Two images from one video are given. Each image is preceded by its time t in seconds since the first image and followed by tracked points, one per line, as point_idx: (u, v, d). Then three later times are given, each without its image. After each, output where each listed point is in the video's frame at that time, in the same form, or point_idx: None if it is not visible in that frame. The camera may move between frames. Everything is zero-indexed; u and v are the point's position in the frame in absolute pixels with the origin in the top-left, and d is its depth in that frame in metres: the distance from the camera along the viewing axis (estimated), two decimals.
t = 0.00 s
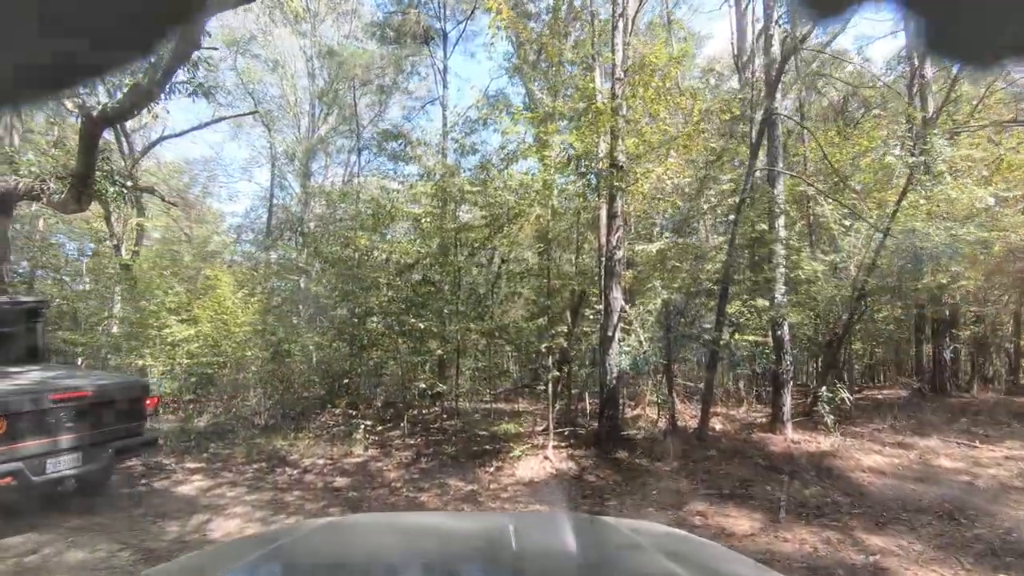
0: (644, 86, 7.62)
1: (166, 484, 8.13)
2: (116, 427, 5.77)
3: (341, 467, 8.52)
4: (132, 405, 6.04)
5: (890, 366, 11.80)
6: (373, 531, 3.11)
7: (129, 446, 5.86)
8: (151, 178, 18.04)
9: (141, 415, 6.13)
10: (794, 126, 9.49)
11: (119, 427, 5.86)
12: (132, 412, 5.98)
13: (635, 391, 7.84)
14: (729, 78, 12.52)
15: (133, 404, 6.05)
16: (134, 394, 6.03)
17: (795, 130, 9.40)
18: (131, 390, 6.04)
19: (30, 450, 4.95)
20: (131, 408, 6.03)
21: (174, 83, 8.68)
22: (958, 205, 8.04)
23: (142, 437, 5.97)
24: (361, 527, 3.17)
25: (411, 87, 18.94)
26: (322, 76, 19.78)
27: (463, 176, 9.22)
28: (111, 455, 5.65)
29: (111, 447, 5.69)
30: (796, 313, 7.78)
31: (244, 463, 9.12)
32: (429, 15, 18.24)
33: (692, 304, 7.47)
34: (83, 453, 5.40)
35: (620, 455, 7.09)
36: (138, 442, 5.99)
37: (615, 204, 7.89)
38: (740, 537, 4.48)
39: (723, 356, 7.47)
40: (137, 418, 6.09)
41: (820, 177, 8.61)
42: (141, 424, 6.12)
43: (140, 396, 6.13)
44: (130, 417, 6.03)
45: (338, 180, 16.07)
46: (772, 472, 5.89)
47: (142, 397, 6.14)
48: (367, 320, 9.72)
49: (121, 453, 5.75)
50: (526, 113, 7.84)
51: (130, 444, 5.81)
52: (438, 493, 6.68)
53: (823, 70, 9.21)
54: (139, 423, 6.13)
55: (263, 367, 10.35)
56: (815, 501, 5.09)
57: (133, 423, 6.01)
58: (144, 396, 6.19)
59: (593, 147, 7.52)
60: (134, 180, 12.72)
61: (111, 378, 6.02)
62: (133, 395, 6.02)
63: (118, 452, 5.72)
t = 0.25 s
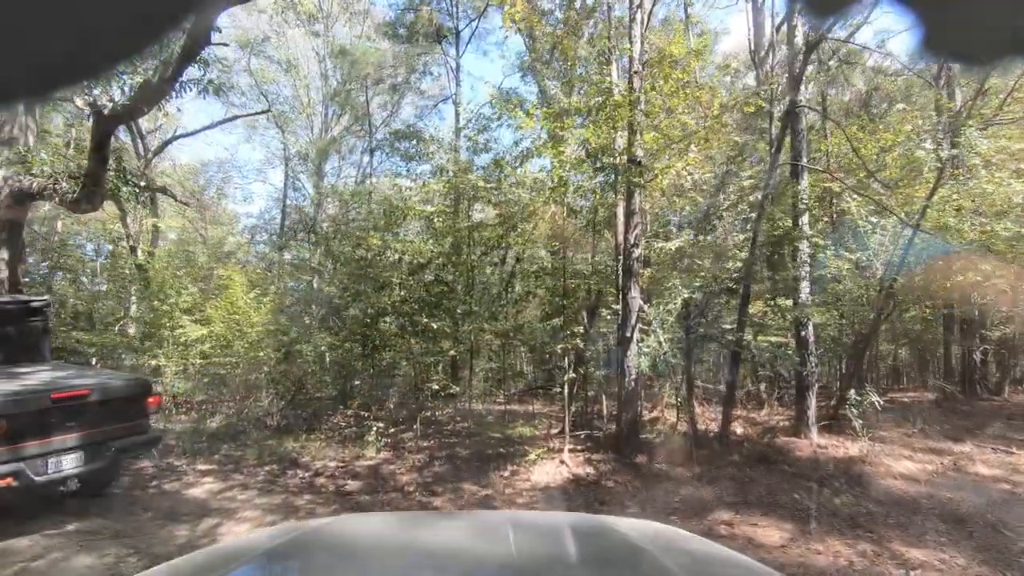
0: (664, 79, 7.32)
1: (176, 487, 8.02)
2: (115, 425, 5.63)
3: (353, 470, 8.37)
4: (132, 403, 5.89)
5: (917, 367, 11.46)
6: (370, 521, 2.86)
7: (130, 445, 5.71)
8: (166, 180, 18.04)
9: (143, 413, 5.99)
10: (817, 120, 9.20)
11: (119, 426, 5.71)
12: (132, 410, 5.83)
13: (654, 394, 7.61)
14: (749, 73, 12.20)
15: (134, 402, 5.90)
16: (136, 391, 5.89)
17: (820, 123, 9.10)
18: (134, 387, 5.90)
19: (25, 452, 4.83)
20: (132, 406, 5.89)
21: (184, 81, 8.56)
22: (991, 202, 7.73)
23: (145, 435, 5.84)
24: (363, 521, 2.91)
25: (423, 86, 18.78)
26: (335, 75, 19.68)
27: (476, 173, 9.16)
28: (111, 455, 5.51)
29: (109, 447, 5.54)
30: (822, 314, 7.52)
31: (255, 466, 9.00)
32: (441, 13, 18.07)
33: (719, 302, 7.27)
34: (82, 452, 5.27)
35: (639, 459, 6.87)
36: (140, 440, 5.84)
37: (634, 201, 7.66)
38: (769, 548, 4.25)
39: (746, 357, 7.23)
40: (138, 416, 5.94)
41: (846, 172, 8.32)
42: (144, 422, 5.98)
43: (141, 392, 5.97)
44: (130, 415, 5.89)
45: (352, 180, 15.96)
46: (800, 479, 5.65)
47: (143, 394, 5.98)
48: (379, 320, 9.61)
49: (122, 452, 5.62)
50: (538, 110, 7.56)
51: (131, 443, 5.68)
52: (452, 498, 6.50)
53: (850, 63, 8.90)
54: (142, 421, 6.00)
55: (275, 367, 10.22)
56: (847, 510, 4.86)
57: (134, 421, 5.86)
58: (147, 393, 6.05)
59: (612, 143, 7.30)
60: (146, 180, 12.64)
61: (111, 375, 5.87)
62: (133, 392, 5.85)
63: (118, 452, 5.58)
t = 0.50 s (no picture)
0: (683, 70, 7.12)
1: (186, 489, 7.90)
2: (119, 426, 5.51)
3: (365, 473, 8.20)
4: (136, 403, 5.77)
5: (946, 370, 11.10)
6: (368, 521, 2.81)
7: (134, 446, 5.60)
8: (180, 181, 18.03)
9: (146, 413, 5.87)
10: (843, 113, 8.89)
11: (123, 426, 5.59)
12: (136, 411, 5.70)
13: (673, 397, 7.38)
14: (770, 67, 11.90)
15: (138, 402, 5.78)
16: (140, 391, 5.76)
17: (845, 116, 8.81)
18: (138, 387, 5.77)
19: (28, 453, 4.71)
20: (135, 406, 5.76)
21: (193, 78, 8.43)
22: None
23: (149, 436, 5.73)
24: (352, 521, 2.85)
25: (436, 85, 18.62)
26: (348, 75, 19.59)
27: (488, 170, 9.12)
28: (114, 456, 5.39)
29: (113, 448, 5.42)
30: (849, 314, 7.25)
31: (266, 468, 8.86)
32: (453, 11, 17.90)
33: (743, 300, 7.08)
34: (85, 453, 5.15)
35: (659, 464, 6.65)
36: (143, 441, 5.72)
37: (653, 197, 7.43)
38: (800, 561, 4.02)
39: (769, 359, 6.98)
40: (142, 416, 5.82)
41: (873, 167, 8.03)
42: (148, 422, 5.86)
43: (145, 392, 5.84)
44: (134, 415, 5.76)
45: (365, 180, 15.83)
46: (829, 488, 5.40)
47: (147, 394, 5.86)
48: (391, 321, 9.49)
49: (126, 453, 5.50)
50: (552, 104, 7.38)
51: (135, 444, 5.56)
52: (466, 503, 6.30)
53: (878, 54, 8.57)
54: (146, 421, 5.87)
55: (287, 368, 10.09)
56: (881, 520, 4.62)
57: (137, 421, 5.74)
58: (152, 393, 5.91)
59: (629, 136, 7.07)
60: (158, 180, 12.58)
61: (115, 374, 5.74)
62: (137, 392, 5.72)
63: (122, 453, 5.46)
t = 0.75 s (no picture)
0: (705, 64, 6.97)
1: (198, 492, 7.79)
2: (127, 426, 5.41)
3: (378, 477, 8.05)
4: (143, 403, 5.67)
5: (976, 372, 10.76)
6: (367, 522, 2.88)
7: (141, 447, 5.50)
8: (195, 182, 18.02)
9: (154, 414, 5.77)
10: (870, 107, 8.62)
11: (130, 427, 5.50)
12: (143, 411, 5.60)
13: (694, 400, 7.15)
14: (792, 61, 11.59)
15: (145, 402, 5.69)
16: (147, 391, 5.67)
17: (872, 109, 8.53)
18: (146, 387, 5.69)
19: (37, 453, 4.61)
20: (142, 406, 5.67)
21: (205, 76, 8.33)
22: None
23: (156, 436, 5.64)
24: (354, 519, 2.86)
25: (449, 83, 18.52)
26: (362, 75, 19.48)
27: (504, 167, 8.93)
28: (122, 456, 5.30)
29: (121, 448, 5.33)
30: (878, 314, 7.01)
31: (278, 470, 8.72)
32: (467, 9, 17.79)
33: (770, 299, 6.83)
34: (92, 454, 5.04)
35: (680, 470, 6.44)
36: (151, 442, 5.63)
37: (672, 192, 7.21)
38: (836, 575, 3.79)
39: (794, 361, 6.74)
40: (149, 417, 5.73)
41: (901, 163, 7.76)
42: (156, 423, 5.77)
43: (153, 392, 5.76)
44: (141, 416, 5.67)
45: (378, 181, 15.69)
46: (861, 496, 5.17)
47: (154, 394, 5.77)
48: (403, 322, 9.29)
49: (134, 454, 5.41)
50: (568, 98, 7.25)
51: (143, 445, 5.47)
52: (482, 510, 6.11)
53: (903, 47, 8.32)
54: (154, 423, 5.78)
55: (299, 370, 9.97)
56: (919, 532, 4.39)
57: (145, 422, 5.64)
58: (159, 395, 5.82)
59: (649, 129, 6.80)
60: (170, 180, 12.52)
61: (122, 374, 5.65)
62: (144, 392, 5.64)
63: (130, 453, 5.36)
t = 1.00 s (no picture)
0: (729, 54, 6.76)
1: (211, 494, 7.69)
2: (131, 425, 5.34)
3: (393, 480, 7.91)
4: (151, 402, 5.63)
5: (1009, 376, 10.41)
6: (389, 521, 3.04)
7: (144, 445, 5.41)
8: (211, 182, 18.02)
9: (163, 413, 5.73)
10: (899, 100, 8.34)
11: (138, 425, 5.47)
12: (151, 409, 5.57)
13: (717, 404, 6.92)
14: (816, 55, 11.30)
15: (151, 400, 5.60)
16: (155, 389, 5.63)
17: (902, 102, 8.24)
18: (154, 385, 5.65)
19: (33, 451, 4.57)
20: (151, 405, 5.64)
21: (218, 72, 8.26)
22: None
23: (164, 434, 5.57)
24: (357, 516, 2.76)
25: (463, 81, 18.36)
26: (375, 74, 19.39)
27: (520, 161, 8.44)
28: (125, 454, 5.22)
29: (122, 446, 5.25)
30: (910, 315, 6.75)
31: (292, 472, 8.62)
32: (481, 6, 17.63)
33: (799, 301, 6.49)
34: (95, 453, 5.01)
35: (704, 476, 6.22)
36: (156, 440, 5.54)
37: (694, 188, 7.01)
38: None
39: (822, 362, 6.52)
40: (159, 415, 5.69)
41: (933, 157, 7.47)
42: (166, 422, 5.71)
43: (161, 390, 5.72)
44: (151, 414, 5.64)
45: (392, 180, 15.58)
46: (897, 506, 4.94)
47: (162, 392, 5.72)
48: (417, 322, 9.22)
49: (140, 452, 5.36)
50: (584, 91, 7.04)
51: (149, 443, 5.41)
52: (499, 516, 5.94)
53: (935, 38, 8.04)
54: (164, 421, 5.72)
55: (316, 369, 9.95)
56: (963, 545, 4.17)
57: (150, 420, 5.56)
58: (168, 393, 5.78)
59: (670, 123, 6.62)
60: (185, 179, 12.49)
61: (127, 374, 5.59)
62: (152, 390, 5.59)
63: (133, 452, 5.27)
